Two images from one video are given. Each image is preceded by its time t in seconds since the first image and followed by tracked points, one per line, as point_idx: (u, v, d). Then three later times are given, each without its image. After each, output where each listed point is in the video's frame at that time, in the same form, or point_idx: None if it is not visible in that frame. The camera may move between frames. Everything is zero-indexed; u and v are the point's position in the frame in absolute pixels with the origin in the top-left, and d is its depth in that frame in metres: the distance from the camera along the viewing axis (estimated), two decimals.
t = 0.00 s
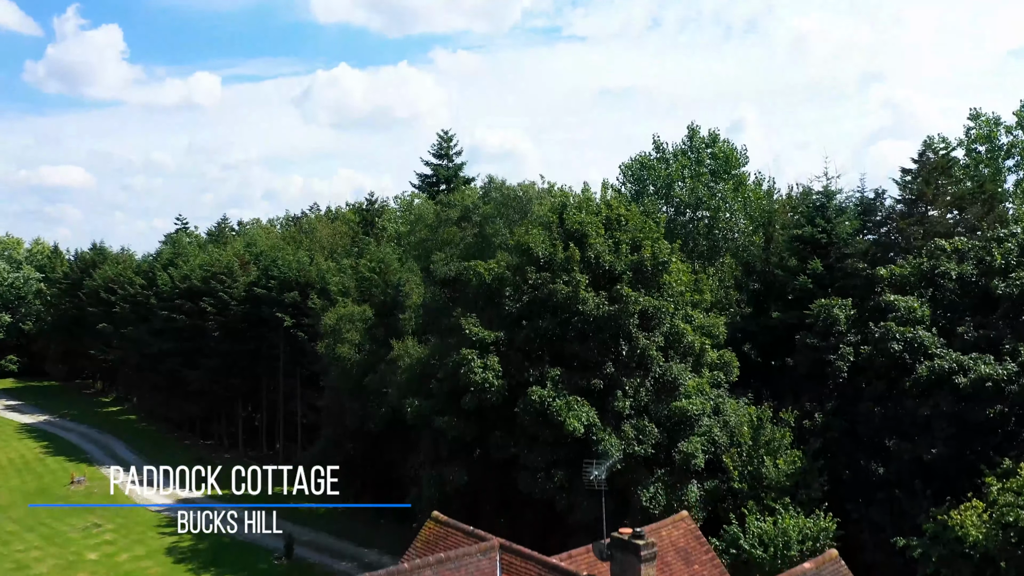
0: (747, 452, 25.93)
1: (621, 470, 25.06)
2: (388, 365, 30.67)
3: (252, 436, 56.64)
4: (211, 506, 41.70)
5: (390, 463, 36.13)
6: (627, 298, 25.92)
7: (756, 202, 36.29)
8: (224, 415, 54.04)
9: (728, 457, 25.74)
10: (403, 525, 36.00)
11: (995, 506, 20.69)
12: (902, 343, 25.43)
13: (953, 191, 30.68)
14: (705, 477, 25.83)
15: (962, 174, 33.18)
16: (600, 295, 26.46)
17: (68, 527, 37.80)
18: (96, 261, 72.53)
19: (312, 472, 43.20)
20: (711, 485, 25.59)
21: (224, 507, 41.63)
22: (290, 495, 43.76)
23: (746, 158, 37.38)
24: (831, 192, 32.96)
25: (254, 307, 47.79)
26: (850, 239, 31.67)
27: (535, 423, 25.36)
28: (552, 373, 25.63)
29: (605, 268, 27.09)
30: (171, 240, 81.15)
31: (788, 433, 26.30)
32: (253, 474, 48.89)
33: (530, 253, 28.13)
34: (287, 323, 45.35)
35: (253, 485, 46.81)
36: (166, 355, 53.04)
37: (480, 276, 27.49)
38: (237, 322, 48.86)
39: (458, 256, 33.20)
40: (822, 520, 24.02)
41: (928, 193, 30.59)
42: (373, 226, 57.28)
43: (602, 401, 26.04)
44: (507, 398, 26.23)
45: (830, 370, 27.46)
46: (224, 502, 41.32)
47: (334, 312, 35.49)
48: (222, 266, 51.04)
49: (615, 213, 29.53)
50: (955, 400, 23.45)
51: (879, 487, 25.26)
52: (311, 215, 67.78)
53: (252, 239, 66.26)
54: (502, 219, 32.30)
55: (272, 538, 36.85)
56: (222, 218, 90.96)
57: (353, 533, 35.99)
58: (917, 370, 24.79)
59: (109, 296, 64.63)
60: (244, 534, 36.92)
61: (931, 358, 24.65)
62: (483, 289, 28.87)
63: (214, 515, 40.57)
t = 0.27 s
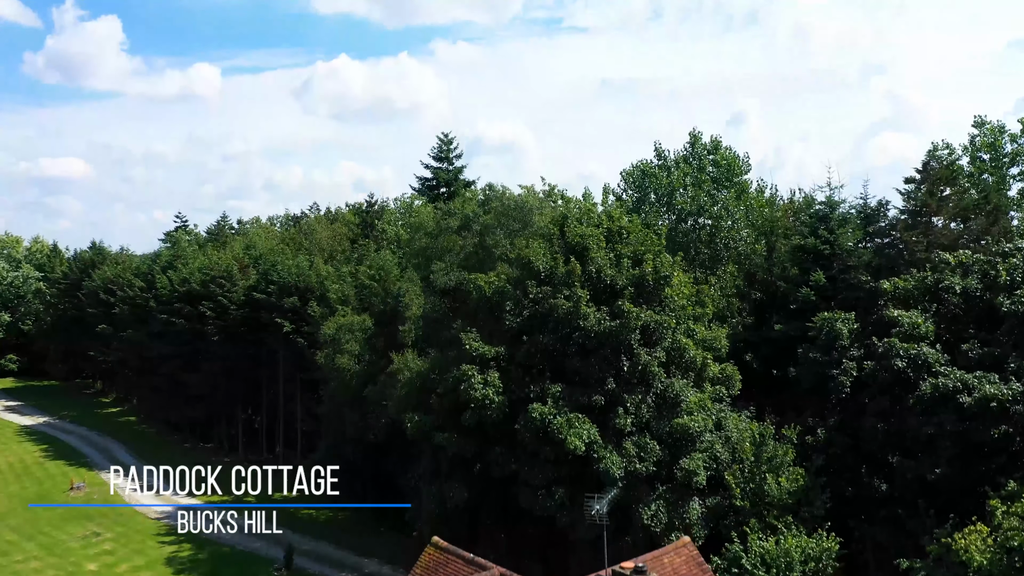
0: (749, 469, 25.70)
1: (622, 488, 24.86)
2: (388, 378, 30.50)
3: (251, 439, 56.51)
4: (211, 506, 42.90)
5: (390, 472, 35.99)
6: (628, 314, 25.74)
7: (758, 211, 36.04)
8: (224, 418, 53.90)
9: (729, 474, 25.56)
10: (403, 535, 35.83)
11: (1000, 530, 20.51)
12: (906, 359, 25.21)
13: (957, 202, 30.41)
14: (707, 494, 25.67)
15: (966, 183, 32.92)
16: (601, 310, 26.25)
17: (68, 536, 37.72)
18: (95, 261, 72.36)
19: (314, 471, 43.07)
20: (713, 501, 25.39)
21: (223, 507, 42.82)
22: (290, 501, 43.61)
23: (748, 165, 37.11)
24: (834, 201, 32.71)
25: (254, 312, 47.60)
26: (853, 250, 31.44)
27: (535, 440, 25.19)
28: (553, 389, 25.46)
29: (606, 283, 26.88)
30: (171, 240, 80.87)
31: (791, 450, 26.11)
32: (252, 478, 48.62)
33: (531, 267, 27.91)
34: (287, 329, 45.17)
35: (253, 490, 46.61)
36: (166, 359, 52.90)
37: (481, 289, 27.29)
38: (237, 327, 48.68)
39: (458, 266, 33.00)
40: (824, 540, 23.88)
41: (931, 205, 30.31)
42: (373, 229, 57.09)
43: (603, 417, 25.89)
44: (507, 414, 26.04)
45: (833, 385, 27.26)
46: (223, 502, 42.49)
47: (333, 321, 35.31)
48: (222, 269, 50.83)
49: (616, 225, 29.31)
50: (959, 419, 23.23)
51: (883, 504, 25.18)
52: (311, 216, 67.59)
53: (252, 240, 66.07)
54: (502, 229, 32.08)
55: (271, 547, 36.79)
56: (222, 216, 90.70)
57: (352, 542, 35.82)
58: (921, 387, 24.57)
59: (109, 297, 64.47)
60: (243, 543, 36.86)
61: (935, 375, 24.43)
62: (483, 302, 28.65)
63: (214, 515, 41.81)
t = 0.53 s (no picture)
0: (751, 486, 25.50)
1: (623, 507, 24.66)
2: (387, 391, 30.32)
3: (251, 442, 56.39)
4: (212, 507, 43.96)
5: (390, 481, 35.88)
6: (630, 330, 25.54)
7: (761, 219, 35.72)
8: (223, 422, 53.74)
9: (731, 492, 25.40)
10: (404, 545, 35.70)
11: (1004, 555, 20.30)
12: (911, 377, 24.96)
13: (961, 213, 30.07)
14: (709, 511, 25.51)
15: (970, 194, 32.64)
16: (602, 326, 26.03)
17: (67, 545, 37.62)
18: (94, 262, 72.18)
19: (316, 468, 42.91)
20: (714, 519, 25.22)
21: (224, 507, 43.89)
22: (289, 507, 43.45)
23: (750, 173, 36.86)
24: (837, 211, 32.46)
25: (253, 317, 47.40)
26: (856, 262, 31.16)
27: (536, 457, 24.99)
28: (553, 406, 25.28)
29: (607, 298, 26.68)
30: (171, 240, 80.70)
31: (793, 468, 25.95)
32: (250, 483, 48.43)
33: (532, 281, 27.67)
34: (286, 335, 44.96)
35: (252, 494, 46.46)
36: (165, 362, 52.76)
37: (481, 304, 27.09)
38: (237, 332, 48.48)
39: (457, 277, 32.76)
40: (827, 561, 23.67)
41: (936, 216, 29.97)
42: (373, 232, 56.91)
43: (603, 434, 25.72)
44: (507, 431, 25.87)
45: (836, 401, 27.07)
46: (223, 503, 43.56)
47: (333, 331, 35.13)
48: (221, 273, 50.62)
49: (617, 238, 29.07)
50: (963, 438, 23.00)
51: (886, 522, 25.04)
52: (310, 217, 67.42)
53: (252, 241, 65.86)
54: (501, 241, 31.83)
55: (270, 556, 36.68)
56: (221, 215, 90.47)
57: (352, 551, 35.61)
58: (925, 406, 24.35)
59: (108, 298, 64.31)
60: (243, 553, 36.77)
61: (939, 394, 24.21)
62: (483, 316, 28.43)
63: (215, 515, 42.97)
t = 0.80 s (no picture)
0: (752, 504, 25.30)
1: (624, 526, 24.49)
2: (386, 404, 30.14)
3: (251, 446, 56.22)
4: (210, 506, 44.61)
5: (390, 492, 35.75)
6: (631, 347, 25.34)
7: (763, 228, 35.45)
8: (223, 426, 53.55)
9: (733, 510, 25.25)
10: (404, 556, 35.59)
11: None
12: (914, 395, 24.76)
13: (965, 225, 29.78)
14: (710, 530, 25.36)
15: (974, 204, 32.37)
16: (603, 343, 25.82)
17: (67, 555, 37.53)
18: (92, 262, 71.96)
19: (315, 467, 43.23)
20: (716, 537, 25.04)
21: (222, 506, 44.54)
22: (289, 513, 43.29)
23: (752, 182, 36.58)
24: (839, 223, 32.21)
25: (252, 322, 47.21)
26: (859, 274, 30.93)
27: (536, 476, 24.83)
28: (554, 424, 25.09)
29: (608, 314, 26.47)
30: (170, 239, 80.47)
31: (795, 486, 25.81)
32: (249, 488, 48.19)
33: (532, 297, 27.45)
34: (285, 341, 44.78)
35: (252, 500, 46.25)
36: (164, 366, 52.61)
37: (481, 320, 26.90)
38: (236, 337, 48.30)
39: (457, 289, 32.54)
40: None
41: (940, 229, 29.68)
42: (372, 235, 56.70)
43: (604, 452, 25.54)
44: (507, 449, 25.70)
45: (838, 418, 26.89)
46: (222, 503, 44.16)
47: (332, 342, 34.94)
48: (220, 278, 50.42)
49: (618, 252, 28.85)
50: (967, 459, 22.80)
51: (888, 541, 24.89)
52: (310, 219, 67.23)
53: (251, 242, 65.61)
54: (501, 253, 31.59)
55: (270, 565, 36.58)
56: (221, 214, 90.22)
57: (352, 561, 35.43)
58: (928, 424, 24.15)
59: (106, 299, 64.13)
60: (243, 562, 36.68)
61: (942, 413, 24.01)
62: (483, 331, 28.23)
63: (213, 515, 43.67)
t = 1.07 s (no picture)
0: (754, 523, 25.27)
1: (625, 546, 24.32)
2: (386, 420, 29.98)
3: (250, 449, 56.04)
4: (211, 506, 45.52)
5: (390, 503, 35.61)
6: (632, 366, 25.15)
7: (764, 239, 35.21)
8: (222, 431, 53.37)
9: (734, 530, 25.11)
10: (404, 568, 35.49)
11: None
12: (917, 415, 24.55)
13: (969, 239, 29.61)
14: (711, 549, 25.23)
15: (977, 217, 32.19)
16: (604, 361, 25.64)
17: (66, 564, 37.42)
18: (92, 263, 71.73)
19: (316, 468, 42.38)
20: (717, 557, 24.90)
21: (223, 506, 45.50)
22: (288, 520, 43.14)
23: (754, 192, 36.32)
24: (842, 235, 31.98)
25: (252, 328, 47.04)
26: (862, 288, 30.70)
27: (536, 496, 24.66)
28: (554, 444, 24.91)
29: (609, 331, 26.28)
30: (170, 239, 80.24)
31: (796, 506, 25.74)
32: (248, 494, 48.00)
33: (532, 313, 27.25)
34: (284, 348, 44.61)
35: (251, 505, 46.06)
36: (164, 371, 52.44)
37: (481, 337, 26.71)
38: (235, 343, 48.12)
39: (456, 301, 32.34)
40: None
41: (944, 244, 29.38)
42: (372, 239, 56.49)
43: (605, 471, 25.37)
44: (507, 468, 25.53)
45: (841, 436, 26.72)
46: (222, 503, 45.08)
47: (331, 353, 34.75)
48: (219, 282, 50.21)
49: (618, 268, 28.65)
50: (970, 481, 22.60)
51: (890, 561, 24.72)
52: (310, 221, 67.00)
53: (250, 245, 65.41)
54: (501, 266, 31.37)
55: None
56: (221, 213, 89.98)
57: (352, 571, 35.26)
58: (931, 444, 23.94)
59: (105, 301, 63.95)
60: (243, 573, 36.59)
61: (946, 433, 23.81)
62: (483, 347, 28.03)
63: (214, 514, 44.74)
